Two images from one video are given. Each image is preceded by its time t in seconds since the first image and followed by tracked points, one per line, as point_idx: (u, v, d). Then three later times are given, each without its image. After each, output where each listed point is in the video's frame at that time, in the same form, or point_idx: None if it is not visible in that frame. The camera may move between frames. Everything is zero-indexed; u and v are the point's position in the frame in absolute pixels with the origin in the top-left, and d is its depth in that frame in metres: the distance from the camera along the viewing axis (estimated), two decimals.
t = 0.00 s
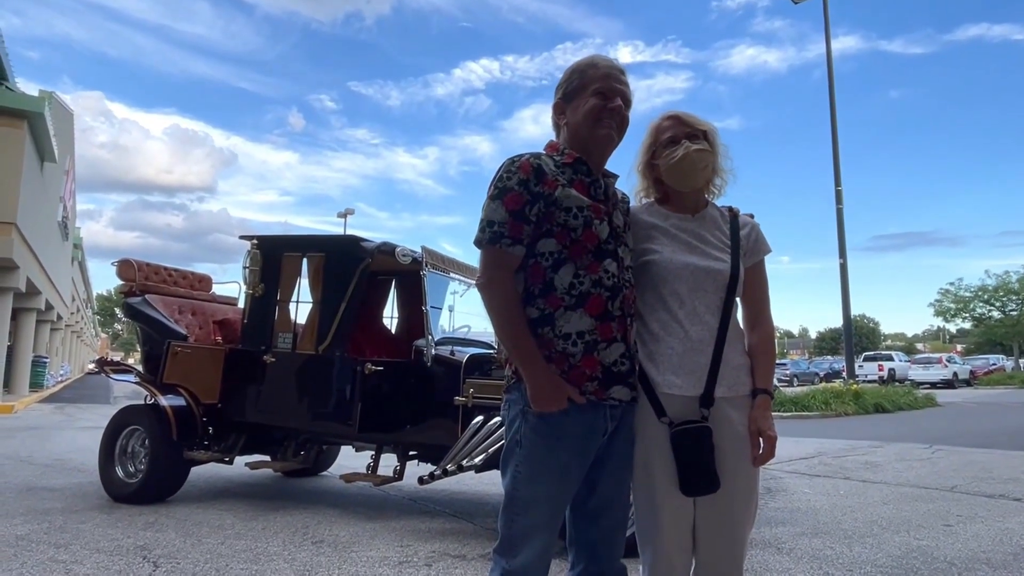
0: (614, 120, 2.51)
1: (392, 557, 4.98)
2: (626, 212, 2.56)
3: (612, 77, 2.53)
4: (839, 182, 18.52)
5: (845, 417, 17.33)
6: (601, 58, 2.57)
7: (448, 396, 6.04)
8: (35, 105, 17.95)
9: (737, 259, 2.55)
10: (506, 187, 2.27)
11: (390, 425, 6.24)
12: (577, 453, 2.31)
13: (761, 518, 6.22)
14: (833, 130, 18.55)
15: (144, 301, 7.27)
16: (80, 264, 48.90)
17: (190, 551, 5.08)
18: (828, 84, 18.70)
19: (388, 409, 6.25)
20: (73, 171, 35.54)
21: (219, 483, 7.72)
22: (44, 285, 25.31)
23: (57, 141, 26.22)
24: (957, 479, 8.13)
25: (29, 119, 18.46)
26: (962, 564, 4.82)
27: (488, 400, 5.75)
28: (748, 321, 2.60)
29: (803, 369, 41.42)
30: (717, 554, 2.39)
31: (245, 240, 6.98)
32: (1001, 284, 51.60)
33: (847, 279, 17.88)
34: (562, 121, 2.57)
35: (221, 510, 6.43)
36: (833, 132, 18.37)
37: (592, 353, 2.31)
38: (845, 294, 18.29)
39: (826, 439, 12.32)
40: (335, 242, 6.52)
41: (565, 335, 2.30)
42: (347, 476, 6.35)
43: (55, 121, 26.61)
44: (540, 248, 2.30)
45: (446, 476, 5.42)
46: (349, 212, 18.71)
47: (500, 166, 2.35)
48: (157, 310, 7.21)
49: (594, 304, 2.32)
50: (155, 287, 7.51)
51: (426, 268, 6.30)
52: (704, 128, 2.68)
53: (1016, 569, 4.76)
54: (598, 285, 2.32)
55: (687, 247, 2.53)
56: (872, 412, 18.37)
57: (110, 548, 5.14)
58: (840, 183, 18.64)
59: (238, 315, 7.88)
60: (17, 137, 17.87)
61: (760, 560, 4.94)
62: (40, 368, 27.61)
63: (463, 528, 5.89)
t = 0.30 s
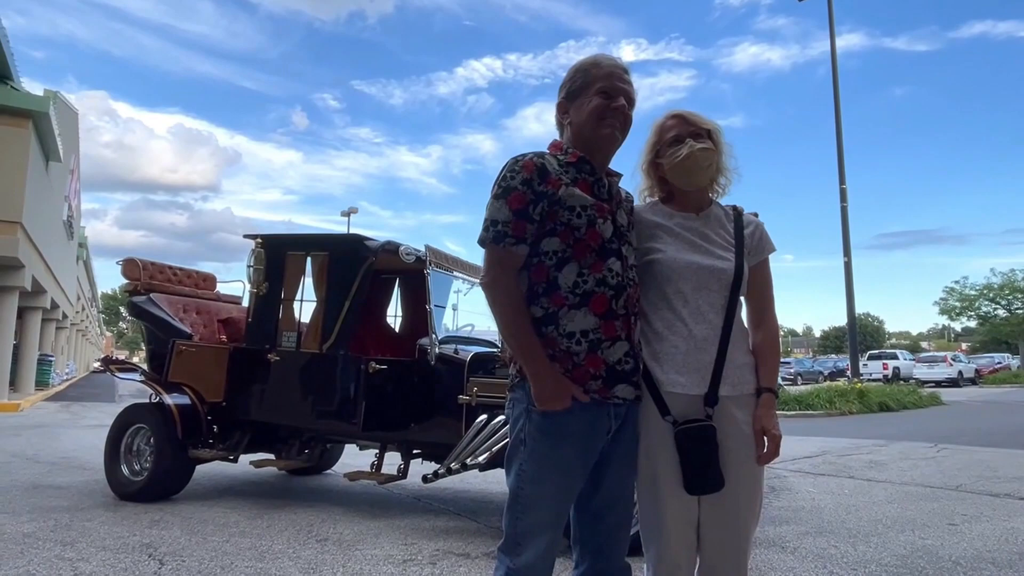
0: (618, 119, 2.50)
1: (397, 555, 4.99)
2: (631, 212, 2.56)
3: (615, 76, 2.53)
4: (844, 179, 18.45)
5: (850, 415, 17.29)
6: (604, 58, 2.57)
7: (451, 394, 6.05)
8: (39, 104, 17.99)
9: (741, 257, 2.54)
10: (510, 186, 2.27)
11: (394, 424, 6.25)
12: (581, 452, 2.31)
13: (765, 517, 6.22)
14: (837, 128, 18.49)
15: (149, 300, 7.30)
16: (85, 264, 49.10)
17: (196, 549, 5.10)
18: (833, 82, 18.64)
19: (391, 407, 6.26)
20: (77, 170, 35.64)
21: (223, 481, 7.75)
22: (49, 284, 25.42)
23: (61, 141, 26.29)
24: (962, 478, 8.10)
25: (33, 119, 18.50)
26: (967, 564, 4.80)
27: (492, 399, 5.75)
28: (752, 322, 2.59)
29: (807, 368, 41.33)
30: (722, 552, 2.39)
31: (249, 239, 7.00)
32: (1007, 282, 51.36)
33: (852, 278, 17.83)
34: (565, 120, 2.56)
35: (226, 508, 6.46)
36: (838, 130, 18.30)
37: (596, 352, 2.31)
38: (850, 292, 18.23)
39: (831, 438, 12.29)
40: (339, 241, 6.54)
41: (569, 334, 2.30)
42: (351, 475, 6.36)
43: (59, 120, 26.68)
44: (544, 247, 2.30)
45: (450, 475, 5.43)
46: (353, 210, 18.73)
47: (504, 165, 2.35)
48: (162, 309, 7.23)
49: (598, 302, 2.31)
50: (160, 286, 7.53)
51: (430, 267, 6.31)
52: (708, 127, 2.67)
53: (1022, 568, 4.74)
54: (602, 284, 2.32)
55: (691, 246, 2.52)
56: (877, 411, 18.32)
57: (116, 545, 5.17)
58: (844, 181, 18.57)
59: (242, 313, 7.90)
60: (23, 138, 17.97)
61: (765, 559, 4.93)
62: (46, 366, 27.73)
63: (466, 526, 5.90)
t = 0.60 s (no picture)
0: (620, 118, 2.50)
1: (403, 553, 5.00)
2: (635, 211, 2.56)
3: (616, 74, 2.52)
4: (851, 177, 18.36)
5: (856, 414, 17.21)
6: (605, 55, 2.56)
7: (457, 393, 6.06)
8: (47, 104, 18.10)
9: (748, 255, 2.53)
10: (511, 187, 2.27)
11: (399, 422, 6.26)
12: (586, 451, 2.31)
13: (771, 516, 6.20)
14: (844, 125, 18.40)
15: (157, 299, 7.33)
16: (92, 263, 49.37)
17: (203, 546, 5.13)
18: (840, 79, 18.55)
19: (397, 405, 6.27)
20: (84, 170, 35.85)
21: (230, 479, 7.79)
22: (57, 284, 25.57)
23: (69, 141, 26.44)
24: (970, 477, 8.05)
25: (42, 119, 18.61)
26: (976, 564, 4.77)
27: (498, 397, 5.76)
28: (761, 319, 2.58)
29: (813, 367, 41.17)
30: (730, 551, 2.39)
31: (256, 238, 7.02)
32: (1016, 280, 50.99)
33: (859, 276, 17.74)
34: (567, 120, 2.56)
35: (233, 505, 6.49)
36: (844, 128, 18.22)
37: (600, 350, 2.31)
38: (857, 291, 18.15)
39: (838, 437, 12.24)
40: (345, 239, 6.55)
41: (573, 333, 2.30)
42: (357, 473, 6.37)
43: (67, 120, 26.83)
44: (546, 246, 2.30)
45: (455, 473, 5.45)
46: (358, 210, 18.76)
47: (505, 166, 2.35)
48: (169, 307, 7.27)
49: (602, 301, 2.31)
50: (168, 285, 7.57)
51: (435, 265, 6.32)
52: (724, 126, 2.66)
53: None
54: (606, 282, 2.32)
55: (698, 245, 2.51)
56: (884, 409, 18.24)
57: (124, 543, 5.20)
58: (851, 179, 18.49)
59: (249, 312, 7.93)
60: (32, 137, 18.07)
61: (771, 558, 4.92)
62: (54, 365, 27.92)
63: (472, 524, 5.91)
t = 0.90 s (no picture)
0: (611, 116, 2.49)
1: (411, 551, 5.02)
2: (630, 210, 2.55)
3: (605, 72, 2.51)
4: (860, 174, 18.23)
5: (867, 413, 17.08)
6: (593, 53, 2.54)
7: (465, 391, 6.07)
8: (58, 104, 18.26)
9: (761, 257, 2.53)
10: (500, 187, 2.30)
11: (407, 420, 6.28)
12: (583, 450, 2.31)
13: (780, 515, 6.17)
14: (854, 122, 18.27)
15: (167, 297, 7.39)
16: (103, 263, 49.77)
17: (213, 543, 5.16)
18: (849, 75, 18.41)
19: (405, 403, 6.29)
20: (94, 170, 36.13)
21: (240, 476, 7.84)
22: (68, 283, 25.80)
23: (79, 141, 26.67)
24: (982, 476, 7.99)
25: (53, 119, 18.78)
26: (988, 564, 4.73)
27: (505, 395, 5.76)
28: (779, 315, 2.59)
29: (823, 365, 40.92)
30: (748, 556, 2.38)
31: (264, 237, 7.06)
32: None
33: (868, 274, 17.63)
34: (558, 119, 2.55)
35: (242, 503, 6.53)
36: (854, 124, 18.10)
37: (593, 348, 2.31)
38: (866, 288, 18.02)
39: (848, 436, 12.16)
40: (352, 238, 6.58)
41: (565, 330, 2.30)
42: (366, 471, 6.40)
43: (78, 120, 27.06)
44: (537, 244, 2.31)
45: (463, 471, 5.47)
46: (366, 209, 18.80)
47: (495, 167, 2.38)
48: (179, 306, 7.32)
49: (594, 298, 2.31)
50: (177, 284, 7.62)
51: (443, 264, 6.34)
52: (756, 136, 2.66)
53: None
54: (598, 279, 2.32)
55: (710, 248, 2.50)
56: (894, 408, 18.11)
57: (135, 539, 5.25)
58: (861, 176, 18.36)
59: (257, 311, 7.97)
60: (42, 137, 18.22)
61: (780, 557, 4.90)
62: (66, 363, 28.18)
63: (480, 522, 5.91)
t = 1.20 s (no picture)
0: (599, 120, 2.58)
1: (423, 547, 5.04)
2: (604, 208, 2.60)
3: (600, 73, 2.56)
4: (873, 170, 18.05)
5: (880, 411, 16.93)
6: (590, 50, 2.56)
7: (476, 388, 6.09)
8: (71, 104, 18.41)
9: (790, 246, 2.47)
10: (485, 182, 2.29)
11: (418, 417, 6.31)
12: (569, 442, 2.33)
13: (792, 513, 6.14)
14: (868, 117, 18.07)
15: (179, 296, 7.45)
16: (116, 262, 50.37)
17: (227, 539, 5.21)
18: (862, 69, 18.21)
19: (416, 401, 6.32)
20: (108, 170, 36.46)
21: (253, 473, 7.90)
22: (82, 282, 26.05)
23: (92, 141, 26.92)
24: (997, 475, 7.90)
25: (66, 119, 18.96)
26: (1005, 563, 4.67)
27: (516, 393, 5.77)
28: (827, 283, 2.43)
29: (835, 363, 40.61)
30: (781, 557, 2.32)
31: (276, 235, 7.10)
32: None
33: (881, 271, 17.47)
34: (551, 105, 2.51)
35: (255, 499, 6.58)
36: (867, 120, 17.92)
37: (583, 344, 2.33)
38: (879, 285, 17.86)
39: (861, 434, 12.07)
40: (363, 236, 6.60)
41: (556, 327, 2.31)
42: (378, 468, 6.42)
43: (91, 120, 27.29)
44: (525, 240, 2.32)
45: (474, 468, 5.53)
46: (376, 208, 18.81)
47: (478, 162, 2.38)
48: (191, 304, 7.38)
49: (584, 294, 2.34)
50: (190, 282, 7.68)
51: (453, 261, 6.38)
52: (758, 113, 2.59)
53: None
54: (587, 275, 2.34)
55: (730, 243, 2.46)
56: (908, 406, 17.94)
57: (150, 534, 5.30)
58: (874, 171, 18.18)
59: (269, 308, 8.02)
60: (56, 137, 18.37)
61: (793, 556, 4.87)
62: (80, 361, 28.51)
63: (491, 519, 5.93)
